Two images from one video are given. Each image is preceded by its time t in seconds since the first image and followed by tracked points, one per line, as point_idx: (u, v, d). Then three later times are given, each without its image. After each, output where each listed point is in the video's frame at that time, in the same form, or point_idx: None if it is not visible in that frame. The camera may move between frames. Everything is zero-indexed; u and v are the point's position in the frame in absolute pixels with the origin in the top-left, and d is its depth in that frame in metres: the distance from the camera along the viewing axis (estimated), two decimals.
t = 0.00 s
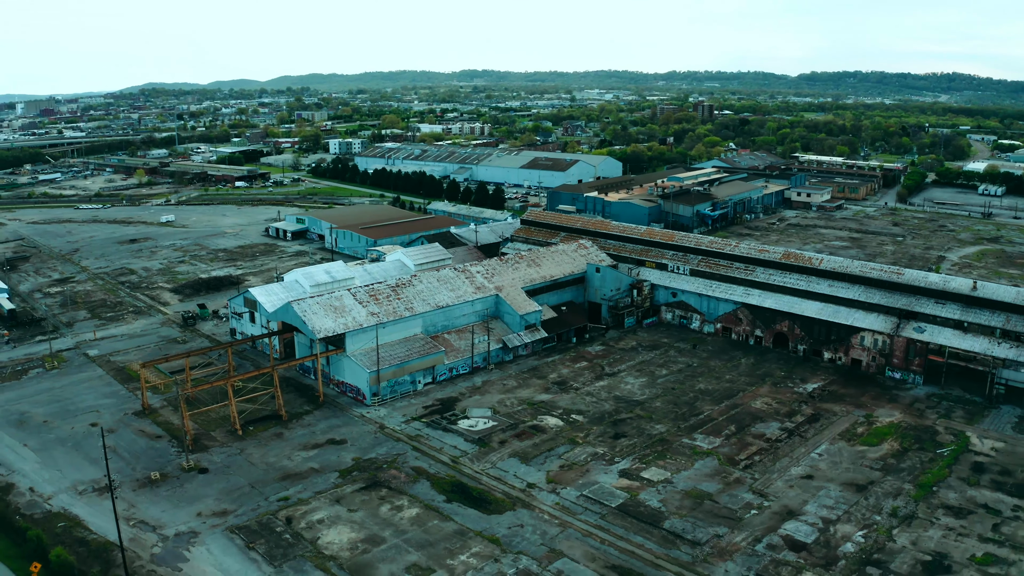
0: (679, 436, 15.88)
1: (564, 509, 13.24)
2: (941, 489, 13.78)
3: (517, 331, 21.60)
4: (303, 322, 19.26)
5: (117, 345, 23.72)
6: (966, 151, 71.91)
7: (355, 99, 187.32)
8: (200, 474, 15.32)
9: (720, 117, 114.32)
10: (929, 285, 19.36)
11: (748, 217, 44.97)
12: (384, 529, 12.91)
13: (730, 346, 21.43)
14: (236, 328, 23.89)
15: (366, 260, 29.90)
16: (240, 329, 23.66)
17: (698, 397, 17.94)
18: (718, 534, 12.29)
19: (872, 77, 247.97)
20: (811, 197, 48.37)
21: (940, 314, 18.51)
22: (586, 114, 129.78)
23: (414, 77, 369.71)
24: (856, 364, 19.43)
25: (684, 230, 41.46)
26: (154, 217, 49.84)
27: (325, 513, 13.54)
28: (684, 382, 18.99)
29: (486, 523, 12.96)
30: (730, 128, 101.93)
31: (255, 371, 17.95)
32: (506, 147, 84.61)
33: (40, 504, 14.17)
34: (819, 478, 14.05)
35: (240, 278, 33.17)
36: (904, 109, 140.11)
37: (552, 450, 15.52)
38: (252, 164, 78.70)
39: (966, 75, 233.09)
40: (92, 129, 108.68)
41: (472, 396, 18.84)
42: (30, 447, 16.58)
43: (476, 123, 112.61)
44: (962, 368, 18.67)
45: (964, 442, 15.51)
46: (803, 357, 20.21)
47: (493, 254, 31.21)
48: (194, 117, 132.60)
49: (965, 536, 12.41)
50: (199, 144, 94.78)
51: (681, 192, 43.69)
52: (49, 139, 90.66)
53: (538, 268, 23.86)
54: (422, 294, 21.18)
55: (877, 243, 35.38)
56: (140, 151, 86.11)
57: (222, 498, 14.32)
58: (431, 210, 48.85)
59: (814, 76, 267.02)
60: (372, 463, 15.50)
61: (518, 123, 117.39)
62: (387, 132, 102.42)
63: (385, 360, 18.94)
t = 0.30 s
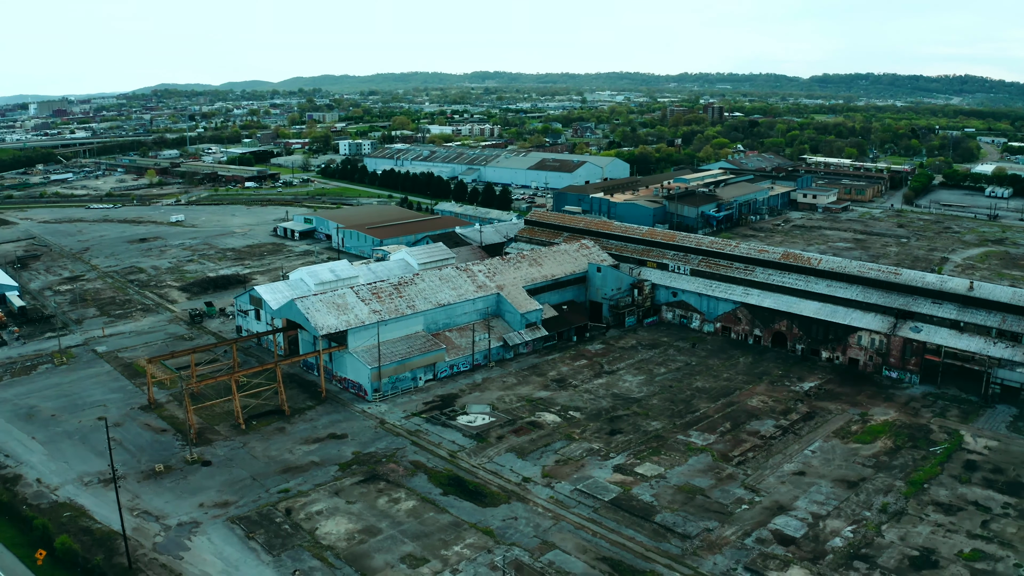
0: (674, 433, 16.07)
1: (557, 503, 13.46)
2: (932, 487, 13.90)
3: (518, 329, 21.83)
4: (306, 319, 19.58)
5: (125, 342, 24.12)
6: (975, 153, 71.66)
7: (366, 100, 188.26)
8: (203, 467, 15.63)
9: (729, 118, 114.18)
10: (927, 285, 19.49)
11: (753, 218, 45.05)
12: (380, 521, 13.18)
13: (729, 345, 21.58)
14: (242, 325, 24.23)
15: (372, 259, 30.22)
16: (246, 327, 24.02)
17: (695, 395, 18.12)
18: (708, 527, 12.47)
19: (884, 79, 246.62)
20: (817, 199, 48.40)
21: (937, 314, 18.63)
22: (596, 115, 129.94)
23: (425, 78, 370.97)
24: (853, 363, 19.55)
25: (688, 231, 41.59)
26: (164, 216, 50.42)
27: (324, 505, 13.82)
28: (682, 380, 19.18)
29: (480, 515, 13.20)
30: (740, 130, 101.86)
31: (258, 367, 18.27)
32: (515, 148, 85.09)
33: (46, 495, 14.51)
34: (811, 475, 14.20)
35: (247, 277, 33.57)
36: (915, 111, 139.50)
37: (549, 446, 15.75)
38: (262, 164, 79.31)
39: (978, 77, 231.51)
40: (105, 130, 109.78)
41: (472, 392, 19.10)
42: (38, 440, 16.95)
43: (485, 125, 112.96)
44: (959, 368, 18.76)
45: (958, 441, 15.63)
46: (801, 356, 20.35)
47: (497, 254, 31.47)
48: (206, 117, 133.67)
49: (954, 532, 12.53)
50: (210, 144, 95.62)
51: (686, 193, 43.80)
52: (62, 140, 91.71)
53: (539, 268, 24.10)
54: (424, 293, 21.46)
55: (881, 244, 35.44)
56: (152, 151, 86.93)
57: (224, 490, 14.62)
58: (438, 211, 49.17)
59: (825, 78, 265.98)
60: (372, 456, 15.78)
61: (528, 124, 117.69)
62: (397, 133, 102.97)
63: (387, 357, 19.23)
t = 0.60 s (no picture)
0: (670, 430, 16.24)
1: (552, 498, 13.65)
2: (924, 484, 14.00)
3: (518, 328, 22.03)
4: (308, 317, 19.85)
5: (131, 339, 24.45)
6: (982, 155, 71.44)
7: (377, 103, 189.29)
8: (205, 461, 15.90)
9: (737, 120, 114.01)
10: (924, 285, 19.59)
11: (757, 220, 45.12)
12: (377, 514, 13.41)
13: (728, 345, 21.71)
14: (247, 323, 24.53)
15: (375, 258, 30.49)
16: (251, 325, 24.31)
17: (692, 394, 18.27)
18: (700, 523, 12.61)
19: (894, 81, 245.72)
20: (822, 200, 48.41)
21: (934, 314, 18.73)
22: (604, 117, 129.96)
23: (435, 79, 372.48)
24: (851, 363, 19.67)
25: (692, 232, 41.70)
26: (172, 217, 50.90)
27: (322, 498, 14.05)
28: (680, 379, 19.34)
29: (476, 509, 13.40)
30: (747, 132, 101.77)
31: (261, 363, 18.55)
32: (521, 150, 85.24)
33: (51, 487, 14.80)
34: (804, 472, 14.33)
35: (252, 276, 33.92)
36: (925, 113, 139.05)
37: (545, 442, 15.94)
38: (271, 165, 79.86)
39: (989, 80, 230.42)
40: (115, 130, 110.62)
41: (472, 390, 19.30)
42: (44, 434, 17.25)
43: (493, 126, 113.23)
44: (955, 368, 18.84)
45: (952, 439, 15.73)
46: (799, 356, 20.47)
47: (500, 254, 31.68)
48: (216, 118, 134.67)
49: (944, 529, 12.62)
50: (219, 145, 96.34)
51: (690, 195, 43.91)
52: (73, 141, 92.56)
53: (540, 268, 24.30)
54: (425, 292, 21.68)
55: (884, 245, 35.49)
56: (161, 152, 87.61)
57: (225, 483, 14.88)
58: (443, 211, 49.45)
59: (836, 81, 265.22)
60: (371, 452, 16.02)
61: (535, 126, 117.91)
62: (405, 134, 103.42)
63: (388, 354, 19.47)
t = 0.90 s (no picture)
0: (666, 428, 16.40)
1: (546, 493, 13.84)
2: (916, 482, 14.10)
3: (518, 327, 22.23)
4: (310, 315, 20.12)
5: (137, 337, 24.79)
6: (990, 158, 71.21)
7: (386, 104, 190.01)
8: (207, 456, 16.17)
9: (745, 123, 113.89)
10: (921, 286, 19.70)
11: (761, 222, 45.18)
12: (374, 508, 13.63)
13: (727, 345, 21.85)
14: (251, 322, 24.82)
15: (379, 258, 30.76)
16: (255, 323, 24.59)
17: (689, 392, 18.43)
18: (692, 518, 12.77)
19: (904, 83, 244.59)
20: (827, 202, 48.42)
21: (930, 315, 18.83)
22: (613, 119, 130.03)
23: (444, 81, 373.25)
24: (848, 363, 19.78)
25: (696, 233, 41.82)
26: (180, 217, 51.38)
27: (321, 492, 14.29)
28: (677, 377, 19.50)
29: (472, 503, 13.61)
30: (755, 134, 101.67)
31: (263, 360, 18.82)
32: (528, 151, 85.48)
33: (56, 480, 15.09)
34: (797, 469, 14.46)
35: (258, 275, 34.25)
36: (934, 115, 138.46)
37: (542, 439, 16.13)
38: (279, 167, 80.39)
39: (999, 82, 229.20)
40: (125, 132, 111.48)
41: (471, 388, 19.52)
42: (50, 429, 17.57)
43: (501, 128, 113.56)
44: (951, 368, 18.93)
45: (946, 438, 15.83)
46: (797, 356, 20.59)
47: (503, 254, 31.89)
48: (226, 120, 135.60)
49: (934, 526, 12.72)
50: (228, 147, 96.98)
51: (694, 196, 44.02)
52: (84, 142, 93.34)
53: (541, 268, 24.49)
54: (426, 291, 21.90)
55: (887, 247, 35.52)
56: (170, 153, 88.25)
57: (226, 477, 15.14)
58: (449, 212, 49.71)
59: (846, 83, 264.10)
60: (370, 447, 16.25)
61: (543, 128, 118.15)
62: (413, 136, 103.81)
63: (388, 352, 19.71)
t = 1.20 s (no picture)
0: (661, 425, 16.56)
1: (541, 488, 14.03)
2: (908, 480, 14.20)
3: (518, 326, 22.43)
4: (312, 313, 20.37)
5: (142, 335, 25.12)
6: (997, 160, 70.99)
7: (396, 106, 190.66)
8: (209, 450, 16.42)
9: (753, 125, 113.73)
10: (918, 286, 19.80)
11: (766, 223, 45.22)
12: (371, 502, 13.85)
13: (725, 344, 21.98)
14: (255, 320, 25.08)
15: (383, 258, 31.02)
16: (259, 321, 24.88)
17: (686, 391, 18.59)
18: (683, 514, 12.93)
19: (914, 86, 243.64)
20: (831, 204, 48.40)
21: (927, 315, 18.93)
22: (621, 121, 130.04)
23: (453, 83, 374.12)
24: (845, 362, 19.89)
25: (699, 234, 41.92)
26: (188, 217, 51.83)
27: (319, 486, 14.52)
28: (674, 376, 19.68)
29: (467, 498, 13.81)
30: (763, 137, 101.56)
31: (265, 358, 19.08)
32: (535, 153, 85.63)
33: (61, 474, 15.38)
34: (790, 467, 14.58)
35: (263, 275, 34.57)
36: (943, 118, 137.90)
37: (538, 436, 16.32)
38: (287, 168, 80.89)
39: (1010, 85, 227.97)
40: (135, 133, 112.22)
41: (471, 385, 19.73)
42: (55, 424, 17.88)
43: (508, 130, 113.85)
44: (948, 368, 19.00)
45: (940, 437, 15.92)
46: (795, 355, 20.71)
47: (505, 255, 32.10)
48: (236, 121, 136.43)
49: (924, 524, 12.81)
50: (237, 148, 97.58)
51: (698, 198, 44.10)
52: (94, 143, 94.07)
53: (542, 267, 24.69)
54: (427, 290, 22.13)
55: (890, 249, 35.55)
56: (178, 155, 88.86)
57: (227, 471, 15.39)
58: (454, 213, 49.96)
59: (855, 85, 263.17)
60: (369, 443, 16.47)
61: (551, 130, 118.33)
62: (421, 137, 104.16)
63: (388, 350, 19.94)
